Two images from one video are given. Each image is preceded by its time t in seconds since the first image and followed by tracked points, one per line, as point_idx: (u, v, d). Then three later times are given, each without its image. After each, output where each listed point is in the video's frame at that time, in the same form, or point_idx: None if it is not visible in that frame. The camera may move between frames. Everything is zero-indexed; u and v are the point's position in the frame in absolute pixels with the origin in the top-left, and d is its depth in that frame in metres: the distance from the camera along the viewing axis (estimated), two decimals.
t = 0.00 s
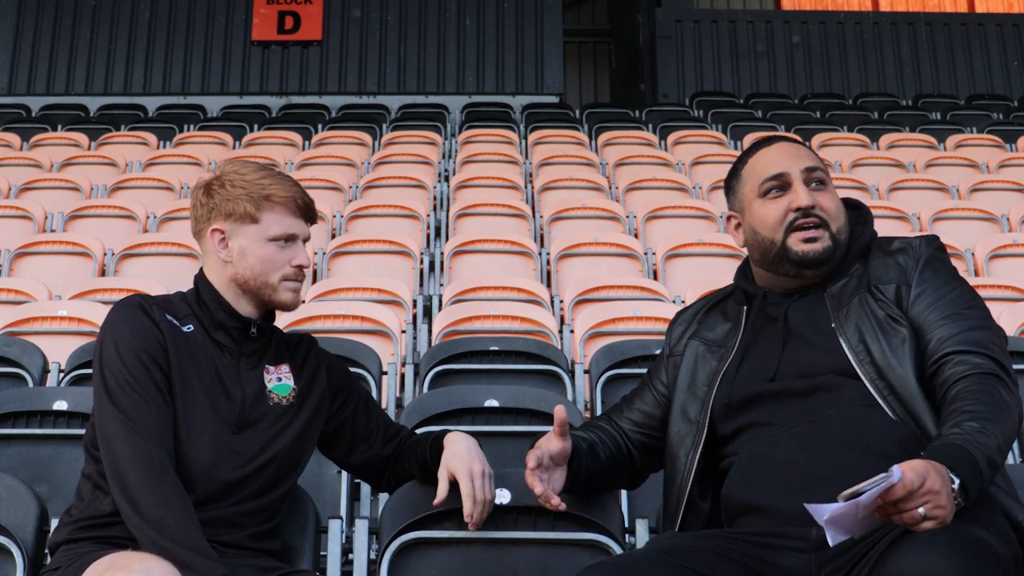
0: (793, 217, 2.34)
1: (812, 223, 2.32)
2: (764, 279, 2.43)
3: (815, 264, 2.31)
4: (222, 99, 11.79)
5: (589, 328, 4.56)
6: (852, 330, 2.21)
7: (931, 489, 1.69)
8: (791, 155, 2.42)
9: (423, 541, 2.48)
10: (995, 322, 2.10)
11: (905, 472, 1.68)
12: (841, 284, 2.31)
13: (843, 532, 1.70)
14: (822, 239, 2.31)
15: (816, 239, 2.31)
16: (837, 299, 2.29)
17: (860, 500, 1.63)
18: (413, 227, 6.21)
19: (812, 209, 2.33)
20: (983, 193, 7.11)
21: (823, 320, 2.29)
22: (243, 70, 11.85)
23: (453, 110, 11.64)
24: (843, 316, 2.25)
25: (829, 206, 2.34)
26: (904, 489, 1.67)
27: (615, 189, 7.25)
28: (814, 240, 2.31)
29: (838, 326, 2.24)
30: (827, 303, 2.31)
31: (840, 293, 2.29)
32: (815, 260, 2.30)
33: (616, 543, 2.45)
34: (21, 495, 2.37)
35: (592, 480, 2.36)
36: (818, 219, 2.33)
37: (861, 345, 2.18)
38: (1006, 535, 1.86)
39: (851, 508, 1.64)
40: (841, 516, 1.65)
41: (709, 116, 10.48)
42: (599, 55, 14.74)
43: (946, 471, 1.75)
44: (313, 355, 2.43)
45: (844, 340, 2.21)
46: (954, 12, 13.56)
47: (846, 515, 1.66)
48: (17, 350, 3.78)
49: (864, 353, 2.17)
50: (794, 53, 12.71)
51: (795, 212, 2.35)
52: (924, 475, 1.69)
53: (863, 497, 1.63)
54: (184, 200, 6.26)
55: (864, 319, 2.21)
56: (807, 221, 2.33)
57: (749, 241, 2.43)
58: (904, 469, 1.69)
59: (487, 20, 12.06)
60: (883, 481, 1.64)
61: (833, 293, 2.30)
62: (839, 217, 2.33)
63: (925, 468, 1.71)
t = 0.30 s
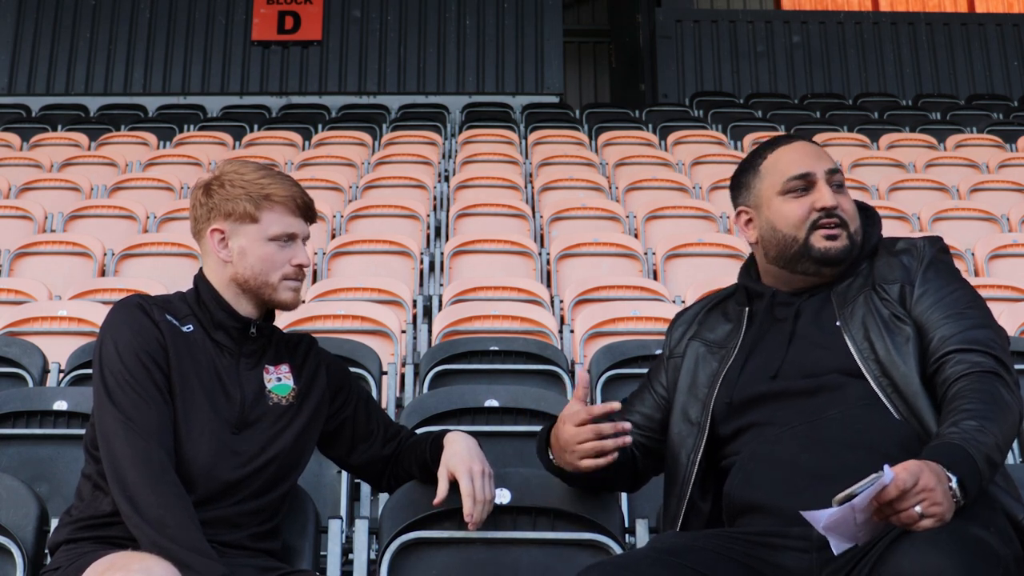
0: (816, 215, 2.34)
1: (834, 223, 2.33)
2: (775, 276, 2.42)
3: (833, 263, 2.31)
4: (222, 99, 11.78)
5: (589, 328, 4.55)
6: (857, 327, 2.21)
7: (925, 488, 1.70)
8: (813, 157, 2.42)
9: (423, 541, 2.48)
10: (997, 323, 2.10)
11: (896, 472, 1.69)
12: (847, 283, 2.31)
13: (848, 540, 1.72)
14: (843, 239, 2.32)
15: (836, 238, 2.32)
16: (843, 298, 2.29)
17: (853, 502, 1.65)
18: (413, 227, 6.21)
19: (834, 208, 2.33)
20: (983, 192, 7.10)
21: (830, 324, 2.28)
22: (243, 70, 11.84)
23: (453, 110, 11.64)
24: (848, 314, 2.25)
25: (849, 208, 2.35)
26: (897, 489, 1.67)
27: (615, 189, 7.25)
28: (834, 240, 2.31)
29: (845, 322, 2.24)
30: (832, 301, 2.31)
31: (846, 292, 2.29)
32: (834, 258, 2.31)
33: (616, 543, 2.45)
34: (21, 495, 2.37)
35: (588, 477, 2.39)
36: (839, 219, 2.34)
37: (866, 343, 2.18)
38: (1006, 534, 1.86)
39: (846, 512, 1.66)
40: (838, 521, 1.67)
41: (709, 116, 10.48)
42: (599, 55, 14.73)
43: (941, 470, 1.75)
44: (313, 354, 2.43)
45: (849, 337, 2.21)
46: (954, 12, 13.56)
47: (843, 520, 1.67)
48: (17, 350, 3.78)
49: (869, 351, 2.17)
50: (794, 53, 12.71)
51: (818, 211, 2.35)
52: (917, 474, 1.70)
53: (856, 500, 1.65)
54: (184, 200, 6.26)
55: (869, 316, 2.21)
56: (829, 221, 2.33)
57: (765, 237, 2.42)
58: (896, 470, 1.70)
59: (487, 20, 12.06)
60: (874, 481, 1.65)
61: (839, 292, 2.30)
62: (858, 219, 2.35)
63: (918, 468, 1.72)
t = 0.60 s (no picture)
0: (738, 235, 2.38)
1: (754, 240, 2.35)
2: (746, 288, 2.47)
3: (768, 279, 2.34)
4: (223, 99, 11.78)
5: (589, 328, 4.55)
6: (850, 331, 2.21)
7: (920, 485, 1.70)
8: (742, 170, 2.42)
9: (423, 542, 2.48)
10: (993, 318, 2.10)
11: (892, 470, 1.69)
12: (837, 286, 2.31)
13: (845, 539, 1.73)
14: (768, 254, 2.34)
15: (762, 256, 2.34)
16: (835, 302, 2.29)
17: (849, 502, 1.66)
18: (413, 228, 6.21)
19: (754, 226, 2.35)
20: (983, 192, 7.10)
21: (819, 319, 2.29)
22: (243, 70, 11.85)
23: (453, 110, 11.64)
24: (841, 318, 2.25)
25: (773, 219, 2.35)
26: (894, 487, 1.67)
27: (615, 189, 7.25)
28: (760, 258, 2.34)
29: (837, 327, 2.24)
30: (823, 305, 2.31)
31: (837, 296, 2.29)
32: (763, 277, 2.34)
33: (616, 543, 2.45)
34: (21, 495, 2.37)
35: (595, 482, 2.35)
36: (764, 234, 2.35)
37: (860, 346, 2.19)
38: (1005, 533, 1.86)
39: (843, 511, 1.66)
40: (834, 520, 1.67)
41: (709, 116, 10.48)
42: (599, 55, 14.73)
43: (936, 466, 1.75)
44: (313, 354, 2.43)
45: (843, 341, 2.21)
46: (954, 12, 13.56)
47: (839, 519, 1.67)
48: (17, 350, 3.78)
49: (863, 354, 2.17)
50: (794, 54, 12.71)
51: (739, 231, 2.38)
52: (912, 471, 1.71)
53: (852, 499, 1.65)
54: (184, 200, 6.26)
55: (862, 320, 2.21)
56: (749, 239, 2.36)
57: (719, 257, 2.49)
58: (891, 468, 1.71)
59: (487, 20, 12.06)
60: (869, 480, 1.65)
61: (830, 295, 2.30)
62: (783, 227, 2.34)
63: (913, 465, 1.72)
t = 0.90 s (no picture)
0: (715, 240, 2.43)
1: (727, 243, 2.40)
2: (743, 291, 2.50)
3: (742, 280, 2.38)
4: (222, 99, 11.78)
5: (589, 328, 4.56)
6: (846, 332, 2.21)
7: (913, 488, 1.72)
8: (720, 176, 2.48)
9: (423, 542, 2.48)
10: (989, 316, 2.10)
11: (882, 476, 1.72)
12: (831, 287, 2.30)
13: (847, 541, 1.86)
14: (741, 256, 2.38)
15: (733, 257, 2.39)
16: (830, 303, 2.28)
17: (841, 511, 1.75)
18: (413, 227, 6.21)
19: (726, 229, 2.40)
20: (983, 193, 7.10)
21: (813, 318, 2.29)
22: (243, 70, 11.85)
23: (453, 110, 11.64)
24: (836, 319, 2.24)
25: (744, 221, 2.38)
26: (884, 492, 1.70)
27: (615, 189, 7.25)
28: (732, 259, 2.39)
29: (832, 328, 2.24)
30: (817, 305, 2.30)
31: (831, 296, 2.29)
32: (736, 277, 2.38)
33: (616, 543, 2.45)
34: (21, 495, 2.37)
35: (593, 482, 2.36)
36: (736, 236, 2.40)
37: (855, 347, 2.19)
38: (1004, 533, 1.86)
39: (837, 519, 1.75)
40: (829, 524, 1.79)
41: (709, 116, 10.48)
42: (599, 55, 14.74)
43: (930, 470, 1.76)
44: (313, 354, 2.43)
45: (839, 342, 2.21)
46: (954, 12, 13.57)
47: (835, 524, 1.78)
48: (17, 350, 3.78)
49: (859, 354, 2.17)
50: (794, 54, 12.71)
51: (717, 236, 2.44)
52: (903, 475, 1.72)
53: (842, 507, 1.74)
54: (184, 200, 6.26)
55: (858, 320, 2.21)
56: (724, 243, 2.41)
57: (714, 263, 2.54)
58: (883, 473, 1.73)
59: (487, 20, 12.06)
60: (856, 487, 1.71)
61: (825, 296, 2.29)
62: (751, 229, 2.37)
63: (904, 469, 1.73)
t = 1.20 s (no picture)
0: (712, 242, 2.45)
1: (722, 244, 2.42)
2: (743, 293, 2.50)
3: (736, 280, 2.39)
4: (222, 99, 11.78)
5: (589, 328, 4.56)
6: (844, 331, 2.21)
7: (903, 489, 1.70)
8: (716, 179, 2.50)
9: (423, 542, 2.48)
10: (987, 315, 2.10)
11: (872, 476, 1.70)
12: (830, 286, 2.29)
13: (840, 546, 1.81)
14: (735, 256, 2.39)
15: (729, 258, 2.40)
16: (827, 302, 2.28)
17: (830, 511, 1.72)
18: (413, 227, 6.21)
19: (722, 230, 2.42)
20: (983, 192, 7.10)
21: (811, 318, 2.29)
22: (243, 70, 11.84)
23: (453, 110, 11.64)
24: (833, 318, 2.24)
25: (738, 222, 2.40)
26: (873, 494, 1.69)
27: (615, 189, 7.25)
28: (727, 260, 2.40)
29: (829, 327, 2.24)
30: (815, 305, 2.29)
31: (829, 296, 2.28)
32: (731, 278, 2.39)
33: (616, 544, 2.45)
34: (22, 495, 2.37)
35: (590, 478, 2.37)
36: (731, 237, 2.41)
37: (853, 345, 2.19)
38: (1003, 534, 1.86)
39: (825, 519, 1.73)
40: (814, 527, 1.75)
41: (709, 116, 10.48)
42: (599, 55, 14.73)
43: (921, 470, 1.75)
44: (313, 354, 2.43)
45: (836, 341, 2.21)
46: (954, 12, 13.57)
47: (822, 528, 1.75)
48: (17, 350, 3.78)
49: (856, 353, 2.17)
50: (794, 54, 12.71)
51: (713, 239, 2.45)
52: (893, 476, 1.71)
53: (832, 508, 1.71)
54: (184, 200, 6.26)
55: (855, 319, 2.21)
56: (720, 245, 2.42)
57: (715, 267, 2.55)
58: (872, 474, 1.71)
59: (487, 20, 12.06)
60: (846, 489, 1.69)
61: (823, 296, 2.29)
62: (745, 230, 2.38)
63: (895, 470, 1.72)
